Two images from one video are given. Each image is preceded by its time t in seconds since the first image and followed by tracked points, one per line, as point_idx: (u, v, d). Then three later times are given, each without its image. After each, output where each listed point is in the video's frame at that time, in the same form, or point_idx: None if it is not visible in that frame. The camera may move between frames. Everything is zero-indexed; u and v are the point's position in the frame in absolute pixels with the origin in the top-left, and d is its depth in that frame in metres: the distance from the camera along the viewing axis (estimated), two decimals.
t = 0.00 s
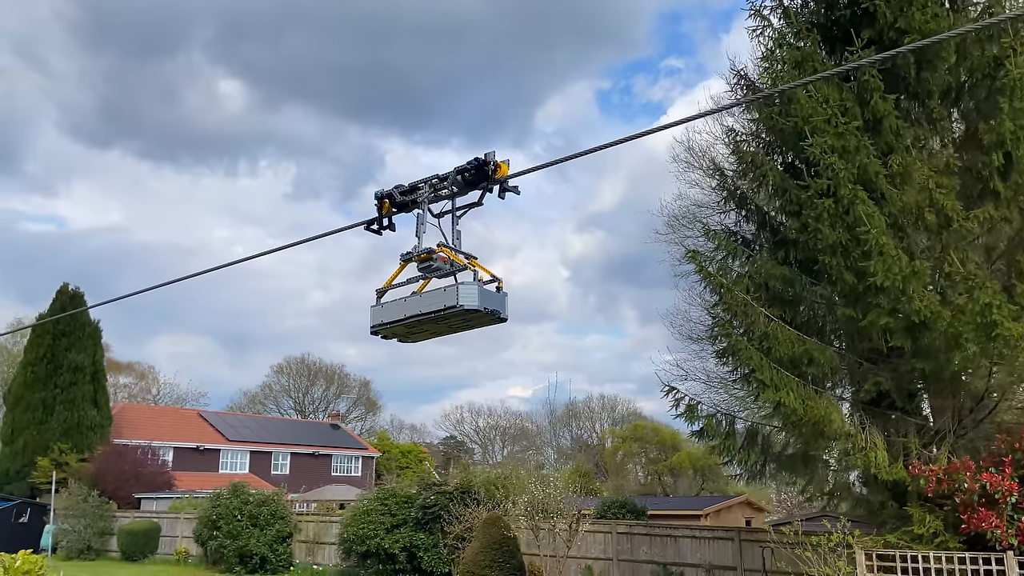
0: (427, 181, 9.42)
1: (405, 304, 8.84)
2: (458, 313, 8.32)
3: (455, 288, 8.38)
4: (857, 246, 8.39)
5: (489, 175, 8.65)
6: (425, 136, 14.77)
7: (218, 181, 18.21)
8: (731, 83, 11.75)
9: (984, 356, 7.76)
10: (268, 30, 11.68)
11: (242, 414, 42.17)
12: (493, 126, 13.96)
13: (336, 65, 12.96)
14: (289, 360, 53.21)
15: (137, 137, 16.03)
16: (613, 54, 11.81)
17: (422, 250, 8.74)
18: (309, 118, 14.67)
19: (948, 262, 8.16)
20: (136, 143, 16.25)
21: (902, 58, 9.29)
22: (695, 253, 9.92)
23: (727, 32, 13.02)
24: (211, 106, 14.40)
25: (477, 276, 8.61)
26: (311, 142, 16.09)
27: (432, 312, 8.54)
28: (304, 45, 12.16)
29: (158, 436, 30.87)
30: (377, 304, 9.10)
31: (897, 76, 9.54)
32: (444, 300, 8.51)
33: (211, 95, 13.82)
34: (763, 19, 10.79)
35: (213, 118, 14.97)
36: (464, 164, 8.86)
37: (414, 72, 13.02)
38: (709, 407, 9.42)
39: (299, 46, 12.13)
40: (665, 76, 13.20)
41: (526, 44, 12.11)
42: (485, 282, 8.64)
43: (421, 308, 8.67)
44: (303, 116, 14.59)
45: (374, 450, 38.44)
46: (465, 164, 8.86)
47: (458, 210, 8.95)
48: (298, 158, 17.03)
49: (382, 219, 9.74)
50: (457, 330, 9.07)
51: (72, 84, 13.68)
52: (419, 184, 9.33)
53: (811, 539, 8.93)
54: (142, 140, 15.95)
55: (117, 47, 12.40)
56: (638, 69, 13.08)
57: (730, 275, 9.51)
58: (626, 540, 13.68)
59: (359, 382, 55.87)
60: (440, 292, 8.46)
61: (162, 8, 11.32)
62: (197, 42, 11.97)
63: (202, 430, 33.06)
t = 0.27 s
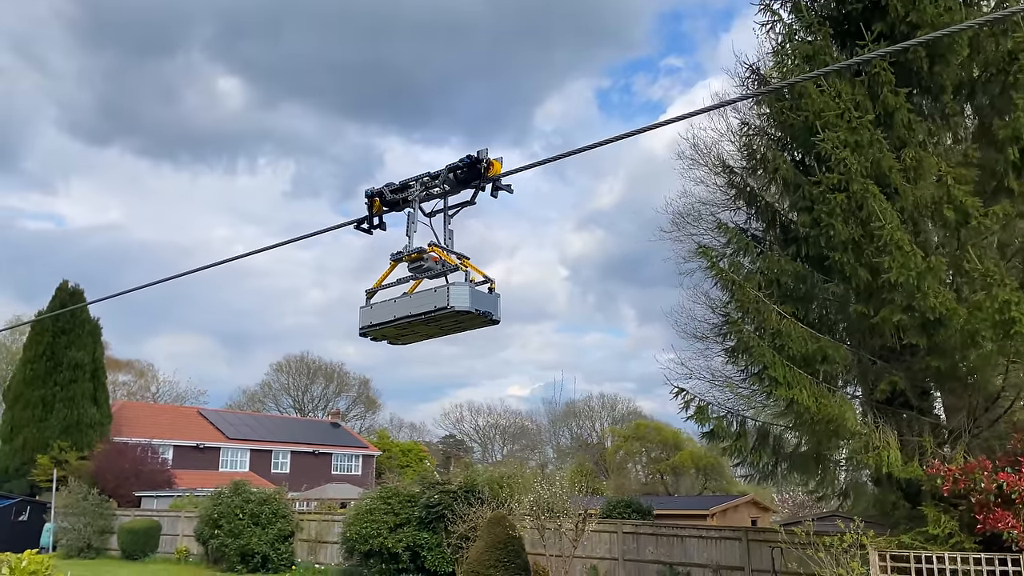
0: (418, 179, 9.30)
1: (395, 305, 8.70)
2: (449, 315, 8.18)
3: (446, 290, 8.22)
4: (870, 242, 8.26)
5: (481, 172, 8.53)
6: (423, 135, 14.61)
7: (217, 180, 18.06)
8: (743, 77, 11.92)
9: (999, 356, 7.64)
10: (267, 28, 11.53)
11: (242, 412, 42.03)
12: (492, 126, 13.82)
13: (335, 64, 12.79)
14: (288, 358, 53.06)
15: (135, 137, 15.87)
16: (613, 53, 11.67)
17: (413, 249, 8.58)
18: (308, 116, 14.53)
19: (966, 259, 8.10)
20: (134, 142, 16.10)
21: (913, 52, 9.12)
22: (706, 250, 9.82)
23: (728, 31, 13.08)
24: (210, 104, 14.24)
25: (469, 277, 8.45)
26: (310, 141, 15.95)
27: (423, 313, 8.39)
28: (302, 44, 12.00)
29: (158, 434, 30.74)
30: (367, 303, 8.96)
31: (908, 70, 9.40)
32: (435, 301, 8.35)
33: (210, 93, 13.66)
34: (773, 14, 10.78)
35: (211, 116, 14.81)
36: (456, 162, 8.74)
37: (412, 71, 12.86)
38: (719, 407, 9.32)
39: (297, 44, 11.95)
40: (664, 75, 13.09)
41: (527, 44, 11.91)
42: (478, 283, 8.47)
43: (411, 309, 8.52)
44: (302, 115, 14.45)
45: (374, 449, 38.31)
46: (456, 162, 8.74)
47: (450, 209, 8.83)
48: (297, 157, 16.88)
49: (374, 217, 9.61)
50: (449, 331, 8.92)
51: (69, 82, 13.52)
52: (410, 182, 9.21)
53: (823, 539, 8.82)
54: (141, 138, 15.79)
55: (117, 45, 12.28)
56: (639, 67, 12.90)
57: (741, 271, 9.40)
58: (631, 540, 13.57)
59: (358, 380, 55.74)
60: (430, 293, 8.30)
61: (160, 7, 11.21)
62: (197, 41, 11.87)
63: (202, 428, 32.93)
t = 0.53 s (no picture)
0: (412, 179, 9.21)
1: (388, 306, 8.58)
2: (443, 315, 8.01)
3: (439, 290, 8.10)
4: (887, 238, 8.17)
5: (478, 172, 8.49)
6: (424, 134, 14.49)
7: (219, 179, 17.99)
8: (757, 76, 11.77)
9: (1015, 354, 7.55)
10: (269, 27, 11.45)
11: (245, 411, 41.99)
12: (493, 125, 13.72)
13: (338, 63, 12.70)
14: (291, 357, 53.00)
15: (138, 136, 15.81)
16: (613, 51, 11.57)
17: (407, 249, 8.48)
18: (309, 115, 14.44)
19: (985, 257, 8.07)
20: (137, 141, 16.01)
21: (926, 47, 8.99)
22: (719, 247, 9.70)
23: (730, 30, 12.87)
24: (212, 103, 14.13)
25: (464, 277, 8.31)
26: (312, 140, 15.86)
27: (416, 314, 8.26)
28: (304, 43, 11.91)
29: (161, 433, 30.70)
30: (360, 305, 8.84)
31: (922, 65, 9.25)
32: (430, 302, 8.22)
33: (212, 92, 13.56)
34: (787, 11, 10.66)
35: (213, 115, 14.71)
36: (453, 161, 8.69)
37: (415, 70, 12.79)
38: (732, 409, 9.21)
39: (299, 44, 11.86)
40: (665, 75, 13.26)
41: (527, 44, 11.91)
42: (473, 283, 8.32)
43: (405, 310, 8.40)
44: (303, 114, 14.37)
45: (377, 448, 38.23)
46: (453, 161, 8.69)
47: (446, 209, 8.78)
48: (299, 156, 16.78)
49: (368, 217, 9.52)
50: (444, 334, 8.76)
51: (72, 82, 13.50)
52: (405, 181, 9.07)
53: (838, 540, 8.72)
54: (143, 137, 15.70)
55: (120, 44, 12.24)
56: (640, 67, 12.98)
57: (755, 268, 9.28)
58: (640, 540, 13.48)
59: (361, 379, 55.69)
60: (424, 293, 8.18)
61: (163, 6, 11.15)
62: (199, 41, 11.81)
63: (206, 426, 32.89)
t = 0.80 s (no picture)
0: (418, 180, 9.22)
1: (395, 311, 8.82)
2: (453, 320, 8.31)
3: (448, 295, 8.39)
4: (909, 235, 8.06)
5: (486, 174, 8.52)
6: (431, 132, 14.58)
7: (222, 177, 17.86)
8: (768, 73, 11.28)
9: None
10: (274, 26, 11.36)
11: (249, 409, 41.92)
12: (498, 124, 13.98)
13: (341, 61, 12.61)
14: (295, 355, 52.96)
15: (140, 133, 15.68)
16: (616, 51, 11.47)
17: (415, 254, 8.75)
18: (312, 114, 14.34)
19: (1011, 254, 7.88)
20: (139, 139, 15.90)
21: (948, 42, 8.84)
22: (735, 243, 9.57)
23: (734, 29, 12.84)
24: (216, 102, 13.97)
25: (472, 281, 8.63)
26: (314, 138, 15.76)
27: (424, 320, 8.52)
28: (308, 42, 11.80)
29: (166, 431, 30.67)
30: (367, 311, 9.09)
31: (941, 61, 9.09)
32: (438, 307, 8.51)
33: (216, 91, 13.43)
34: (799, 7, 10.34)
35: (216, 114, 14.58)
36: (460, 163, 8.66)
37: (420, 68, 12.74)
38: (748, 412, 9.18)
39: (304, 41, 11.75)
40: (669, 74, 13.08)
41: (529, 42, 11.82)
42: (481, 288, 8.66)
43: (412, 316, 8.64)
44: (306, 112, 14.26)
45: (382, 446, 38.14)
46: (460, 163, 8.67)
47: (454, 210, 8.94)
48: (301, 155, 16.68)
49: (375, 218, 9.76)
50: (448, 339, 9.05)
51: (75, 82, 13.38)
52: (413, 184, 9.08)
53: (857, 542, 8.59)
54: (146, 136, 15.57)
55: (123, 43, 12.12)
56: (642, 66, 12.82)
57: (772, 265, 9.17)
58: (651, 540, 13.35)
59: (365, 377, 55.65)
60: (433, 298, 8.46)
61: (167, 5, 11.02)
62: (203, 40, 11.70)
63: (211, 424, 32.85)
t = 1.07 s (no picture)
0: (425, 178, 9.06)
1: (402, 313, 8.68)
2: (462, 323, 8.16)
3: (455, 297, 8.24)
4: (932, 233, 7.93)
5: (494, 173, 8.27)
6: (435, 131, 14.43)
7: (228, 174, 17.71)
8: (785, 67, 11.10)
9: None
10: (279, 25, 11.23)
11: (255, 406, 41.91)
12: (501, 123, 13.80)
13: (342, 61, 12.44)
14: (300, 352, 52.97)
15: (145, 133, 15.43)
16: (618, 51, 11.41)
17: (422, 254, 8.63)
18: (319, 112, 14.23)
19: None
20: (144, 138, 15.77)
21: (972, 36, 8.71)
22: (754, 241, 9.45)
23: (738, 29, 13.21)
24: (222, 100, 13.72)
25: (480, 283, 8.48)
26: (321, 137, 15.67)
27: (432, 322, 8.38)
28: (313, 41, 11.68)
29: (173, 428, 30.64)
30: (373, 312, 8.96)
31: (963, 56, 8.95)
32: (446, 309, 8.36)
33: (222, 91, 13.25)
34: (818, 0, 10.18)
35: (222, 114, 14.40)
36: (468, 161, 8.43)
37: (424, 67, 12.64)
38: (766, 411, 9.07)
39: (309, 40, 11.62)
40: (674, 72, 13.30)
41: (532, 42, 11.77)
42: (489, 290, 8.50)
43: (419, 318, 8.50)
44: (312, 111, 14.16)
45: (388, 444, 38.08)
46: (468, 161, 8.43)
47: (461, 209, 8.74)
48: (307, 153, 16.59)
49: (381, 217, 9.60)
50: (456, 341, 8.91)
51: (79, 81, 13.17)
52: (420, 182, 8.97)
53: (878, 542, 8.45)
54: (150, 135, 15.42)
55: (127, 41, 11.93)
56: (647, 65, 12.91)
57: (791, 263, 9.05)
58: (663, 540, 13.24)
59: (370, 375, 55.62)
60: (440, 300, 8.32)
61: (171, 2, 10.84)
62: (208, 37, 11.51)
63: (217, 422, 32.83)
